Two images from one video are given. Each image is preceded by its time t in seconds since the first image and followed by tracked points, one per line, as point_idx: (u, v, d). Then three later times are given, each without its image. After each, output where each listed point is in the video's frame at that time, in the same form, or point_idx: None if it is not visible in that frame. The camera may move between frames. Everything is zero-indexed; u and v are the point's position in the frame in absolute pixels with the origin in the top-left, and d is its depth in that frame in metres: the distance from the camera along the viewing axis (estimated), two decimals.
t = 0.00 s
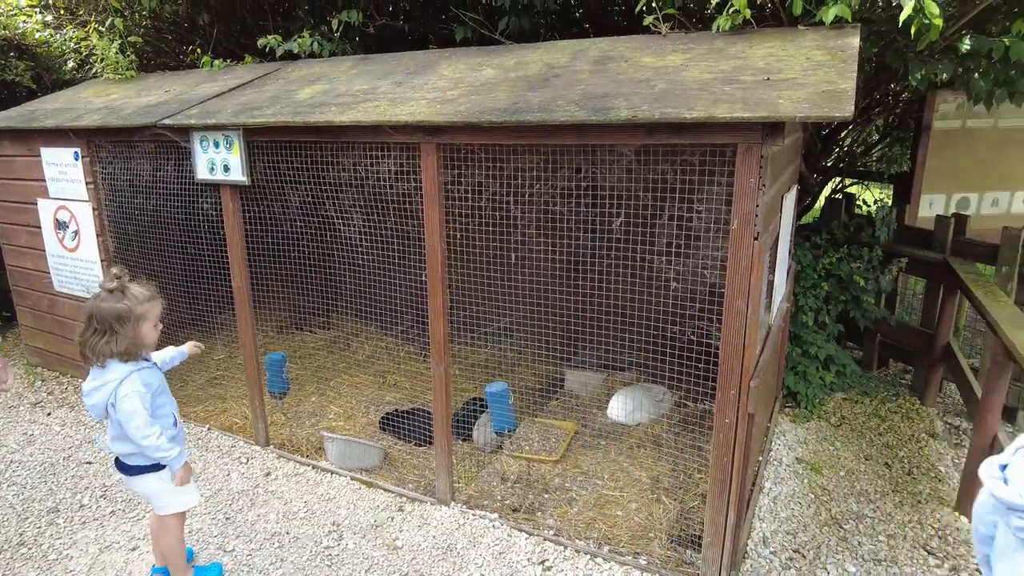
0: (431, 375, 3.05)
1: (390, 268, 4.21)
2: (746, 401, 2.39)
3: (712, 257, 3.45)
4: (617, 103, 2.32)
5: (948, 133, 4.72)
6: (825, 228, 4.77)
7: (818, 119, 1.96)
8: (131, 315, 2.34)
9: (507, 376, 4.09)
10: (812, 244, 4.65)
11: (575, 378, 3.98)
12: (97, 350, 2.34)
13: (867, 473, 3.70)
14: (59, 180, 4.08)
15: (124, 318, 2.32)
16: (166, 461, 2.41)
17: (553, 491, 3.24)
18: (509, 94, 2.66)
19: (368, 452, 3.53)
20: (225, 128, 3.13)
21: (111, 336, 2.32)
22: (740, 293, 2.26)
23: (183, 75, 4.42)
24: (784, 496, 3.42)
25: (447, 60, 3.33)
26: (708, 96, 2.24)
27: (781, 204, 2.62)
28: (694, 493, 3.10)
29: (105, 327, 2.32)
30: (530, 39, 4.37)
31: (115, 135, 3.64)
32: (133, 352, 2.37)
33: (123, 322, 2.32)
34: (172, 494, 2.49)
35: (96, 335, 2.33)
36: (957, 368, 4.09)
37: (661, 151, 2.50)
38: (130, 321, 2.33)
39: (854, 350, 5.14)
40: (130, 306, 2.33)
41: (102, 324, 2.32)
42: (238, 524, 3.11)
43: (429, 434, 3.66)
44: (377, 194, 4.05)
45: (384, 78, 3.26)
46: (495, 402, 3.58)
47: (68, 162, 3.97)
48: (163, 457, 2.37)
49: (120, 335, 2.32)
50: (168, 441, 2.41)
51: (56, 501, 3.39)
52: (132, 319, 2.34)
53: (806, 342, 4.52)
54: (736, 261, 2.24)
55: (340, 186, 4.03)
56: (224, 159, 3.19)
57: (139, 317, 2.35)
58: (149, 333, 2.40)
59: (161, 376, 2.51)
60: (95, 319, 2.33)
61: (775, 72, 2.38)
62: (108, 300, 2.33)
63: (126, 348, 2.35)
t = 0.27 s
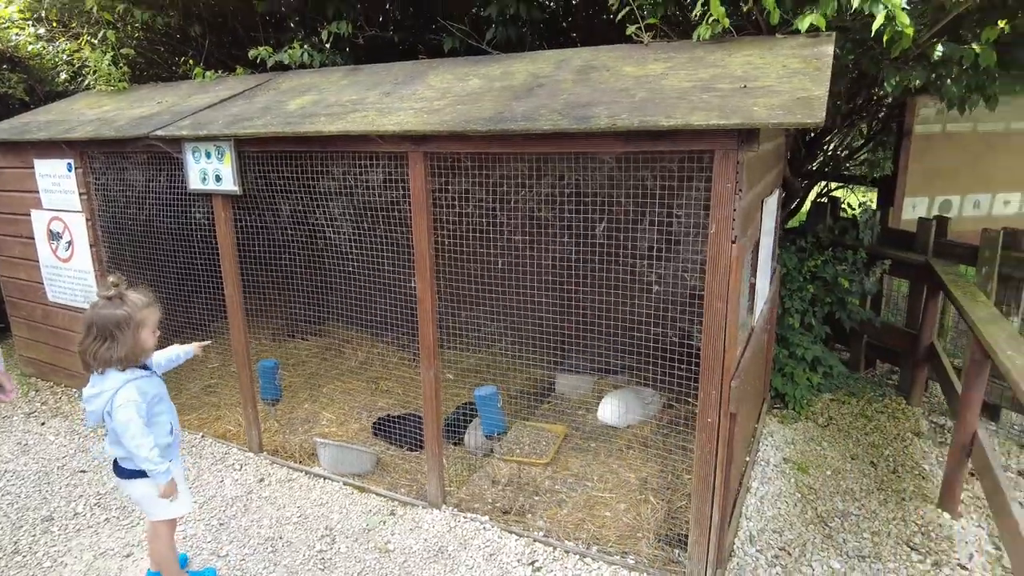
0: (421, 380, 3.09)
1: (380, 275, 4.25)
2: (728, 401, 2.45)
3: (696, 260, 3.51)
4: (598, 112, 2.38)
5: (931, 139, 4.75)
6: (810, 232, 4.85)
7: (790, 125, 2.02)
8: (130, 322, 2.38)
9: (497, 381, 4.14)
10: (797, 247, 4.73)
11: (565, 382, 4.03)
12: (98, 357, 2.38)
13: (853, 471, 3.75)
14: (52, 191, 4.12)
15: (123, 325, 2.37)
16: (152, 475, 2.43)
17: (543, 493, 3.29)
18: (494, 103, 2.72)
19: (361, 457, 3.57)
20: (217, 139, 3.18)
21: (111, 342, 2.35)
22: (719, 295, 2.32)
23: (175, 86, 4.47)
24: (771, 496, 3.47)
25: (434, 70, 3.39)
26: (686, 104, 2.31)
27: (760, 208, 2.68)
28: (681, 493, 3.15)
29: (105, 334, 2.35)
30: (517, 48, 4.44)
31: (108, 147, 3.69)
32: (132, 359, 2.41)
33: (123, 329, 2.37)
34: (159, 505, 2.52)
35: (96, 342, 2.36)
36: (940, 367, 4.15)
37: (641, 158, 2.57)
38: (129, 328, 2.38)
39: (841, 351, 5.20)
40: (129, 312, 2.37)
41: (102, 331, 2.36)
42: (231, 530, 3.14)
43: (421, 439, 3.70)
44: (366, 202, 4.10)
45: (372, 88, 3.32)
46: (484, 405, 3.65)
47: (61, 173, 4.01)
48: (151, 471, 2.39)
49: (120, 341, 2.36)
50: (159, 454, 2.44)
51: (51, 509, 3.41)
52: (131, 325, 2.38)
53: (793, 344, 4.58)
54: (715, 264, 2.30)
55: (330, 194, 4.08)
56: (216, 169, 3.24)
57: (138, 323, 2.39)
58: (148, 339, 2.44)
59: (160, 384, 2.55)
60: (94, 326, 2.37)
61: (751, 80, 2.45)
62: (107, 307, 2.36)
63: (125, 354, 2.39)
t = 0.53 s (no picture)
0: (414, 382, 3.15)
1: (374, 280, 4.32)
2: (712, 399, 2.50)
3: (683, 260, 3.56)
4: (583, 117, 2.44)
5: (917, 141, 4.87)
6: (801, 233, 4.91)
7: (768, 129, 2.07)
8: (132, 324, 2.43)
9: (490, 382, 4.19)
10: (788, 248, 4.79)
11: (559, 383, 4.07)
12: (100, 359, 2.42)
13: (842, 469, 3.80)
14: (51, 198, 4.18)
15: (125, 327, 2.42)
16: (151, 474, 2.49)
17: (535, 492, 3.34)
18: (483, 109, 2.77)
19: (356, 458, 3.61)
20: (212, 146, 3.24)
21: (114, 344, 2.40)
22: (702, 295, 2.37)
23: (172, 94, 4.53)
24: (761, 493, 3.52)
25: (425, 77, 3.44)
26: (669, 109, 2.36)
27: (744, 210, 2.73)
28: (671, 490, 3.20)
29: (107, 336, 2.40)
30: (509, 54, 4.49)
31: (106, 154, 3.75)
32: (133, 361, 2.46)
33: (125, 330, 2.42)
34: (156, 504, 2.57)
35: (100, 345, 2.40)
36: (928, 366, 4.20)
37: (625, 163, 2.62)
38: (131, 330, 2.43)
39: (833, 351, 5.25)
40: (130, 315, 2.42)
41: (104, 333, 2.41)
42: (228, 530, 3.18)
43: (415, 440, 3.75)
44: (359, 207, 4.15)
45: (365, 95, 3.37)
46: (477, 405, 3.69)
47: (61, 180, 4.07)
48: (150, 471, 2.45)
49: (122, 343, 2.41)
50: (158, 454, 2.50)
51: (50, 511, 3.46)
52: (133, 327, 2.44)
53: (784, 344, 4.64)
54: (697, 266, 2.36)
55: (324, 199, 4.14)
56: (212, 175, 3.30)
57: (139, 325, 2.45)
58: (147, 341, 2.49)
59: (160, 387, 2.60)
60: (95, 329, 2.41)
61: (733, 84, 2.50)
62: (108, 310, 2.41)
63: (128, 356, 2.44)
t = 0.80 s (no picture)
0: (404, 378, 3.24)
1: (368, 279, 4.41)
2: (688, 393, 2.58)
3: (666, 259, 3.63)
4: (563, 121, 2.52)
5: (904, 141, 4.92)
6: (789, 232, 4.95)
7: (737, 131, 2.15)
8: (130, 321, 2.53)
9: (481, 380, 4.27)
10: (777, 247, 4.86)
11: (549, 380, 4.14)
12: (99, 355, 2.51)
13: (827, 464, 3.87)
14: (53, 201, 4.28)
15: (123, 324, 2.51)
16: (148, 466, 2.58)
17: (523, 486, 3.42)
18: (468, 113, 2.86)
19: (349, 454, 3.70)
20: (208, 149, 3.34)
21: (112, 340, 2.49)
22: (677, 292, 2.45)
23: (171, 98, 4.63)
24: (745, 487, 3.59)
25: (415, 81, 3.53)
26: (644, 112, 2.43)
27: (721, 209, 2.81)
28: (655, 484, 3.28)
29: (105, 332, 2.49)
30: (500, 57, 4.57)
31: (105, 158, 3.85)
32: (132, 357, 2.56)
33: (124, 327, 2.52)
34: (153, 494, 2.66)
35: (99, 342, 2.49)
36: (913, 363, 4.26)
37: (605, 164, 2.70)
38: (129, 327, 2.52)
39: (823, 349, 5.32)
40: (127, 313, 2.52)
41: (102, 330, 2.49)
42: (223, 523, 3.28)
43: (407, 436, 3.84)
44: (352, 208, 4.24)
45: (356, 99, 3.46)
46: (465, 401, 3.81)
47: (62, 183, 4.17)
48: (148, 463, 2.54)
49: (121, 339, 2.51)
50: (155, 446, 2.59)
51: (52, 505, 3.56)
52: (131, 324, 2.53)
53: (772, 342, 4.71)
54: (672, 264, 2.44)
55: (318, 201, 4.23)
56: (208, 178, 3.39)
57: (136, 322, 2.54)
58: (144, 338, 2.59)
59: (157, 381, 2.69)
60: (94, 327, 2.50)
61: (708, 88, 2.57)
62: (106, 307, 2.51)
63: (126, 352, 2.53)
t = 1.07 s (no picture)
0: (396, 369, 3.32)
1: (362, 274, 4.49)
2: (668, 380, 2.66)
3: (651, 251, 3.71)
4: (546, 116, 2.59)
5: (892, 136, 4.96)
6: (779, 226, 5.02)
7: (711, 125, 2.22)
8: (126, 310, 2.62)
9: (474, 374, 4.35)
10: (766, 241, 4.93)
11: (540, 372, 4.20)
12: (96, 343, 2.60)
13: (813, 453, 3.94)
14: (55, 198, 4.37)
15: (119, 312, 2.61)
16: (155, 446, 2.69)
17: (514, 474, 3.50)
18: (456, 109, 2.94)
19: (343, 443, 3.79)
20: (204, 146, 3.42)
21: (109, 328, 2.59)
22: (656, 282, 2.53)
23: (169, 97, 4.72)
24: (731, 476, 3.67)
25: (407, 79, 3.61)
26: (624, 107, 2.51)
27: (701, 202, 2.88)
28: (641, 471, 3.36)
29: (102, 321, 2.58)
30: (492, 55, 4.64)
31: (105, 155, 3.93)
32: (128, 344, 2.65)
33: (119, 316, 2.61)
34: (156, 475, 2.76)
35: (95, 330, 2.58)
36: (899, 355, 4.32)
37: (588, 159, 2.78)
38: (124, 315, 2.62)
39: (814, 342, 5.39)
40: (123, 302, 2.62)
41: (98, 319, 2.59)
42: (221, 510, 3.37)
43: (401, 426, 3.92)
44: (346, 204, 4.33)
45: (349, 96, 3.54)
46: (455, 390, 3.85)
47: (64, 181, 4.25)
48: (156, 442, 2.65)
49: (117, 327, 2.60)
50: (159, 426, 2.70)
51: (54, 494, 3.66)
52: (126, 313, 2.62)
53: (761, 334, 4.79)
54: (652, 255, 2.52)
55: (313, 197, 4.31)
56: (204, 174, 3.48)
57: (132, 311, 2.64)
58: (139, 326, 2.68)
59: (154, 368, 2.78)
60: (91, 316, 2.59)
61: (688, 83, 2.64)
62: (103, 297, 2.60)
63: (122, 339, 2.62)
